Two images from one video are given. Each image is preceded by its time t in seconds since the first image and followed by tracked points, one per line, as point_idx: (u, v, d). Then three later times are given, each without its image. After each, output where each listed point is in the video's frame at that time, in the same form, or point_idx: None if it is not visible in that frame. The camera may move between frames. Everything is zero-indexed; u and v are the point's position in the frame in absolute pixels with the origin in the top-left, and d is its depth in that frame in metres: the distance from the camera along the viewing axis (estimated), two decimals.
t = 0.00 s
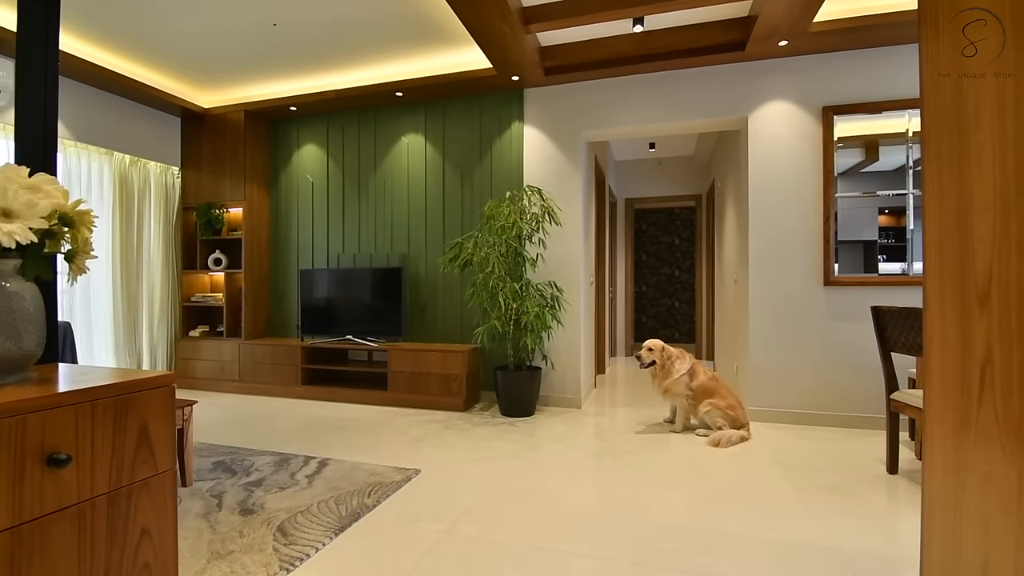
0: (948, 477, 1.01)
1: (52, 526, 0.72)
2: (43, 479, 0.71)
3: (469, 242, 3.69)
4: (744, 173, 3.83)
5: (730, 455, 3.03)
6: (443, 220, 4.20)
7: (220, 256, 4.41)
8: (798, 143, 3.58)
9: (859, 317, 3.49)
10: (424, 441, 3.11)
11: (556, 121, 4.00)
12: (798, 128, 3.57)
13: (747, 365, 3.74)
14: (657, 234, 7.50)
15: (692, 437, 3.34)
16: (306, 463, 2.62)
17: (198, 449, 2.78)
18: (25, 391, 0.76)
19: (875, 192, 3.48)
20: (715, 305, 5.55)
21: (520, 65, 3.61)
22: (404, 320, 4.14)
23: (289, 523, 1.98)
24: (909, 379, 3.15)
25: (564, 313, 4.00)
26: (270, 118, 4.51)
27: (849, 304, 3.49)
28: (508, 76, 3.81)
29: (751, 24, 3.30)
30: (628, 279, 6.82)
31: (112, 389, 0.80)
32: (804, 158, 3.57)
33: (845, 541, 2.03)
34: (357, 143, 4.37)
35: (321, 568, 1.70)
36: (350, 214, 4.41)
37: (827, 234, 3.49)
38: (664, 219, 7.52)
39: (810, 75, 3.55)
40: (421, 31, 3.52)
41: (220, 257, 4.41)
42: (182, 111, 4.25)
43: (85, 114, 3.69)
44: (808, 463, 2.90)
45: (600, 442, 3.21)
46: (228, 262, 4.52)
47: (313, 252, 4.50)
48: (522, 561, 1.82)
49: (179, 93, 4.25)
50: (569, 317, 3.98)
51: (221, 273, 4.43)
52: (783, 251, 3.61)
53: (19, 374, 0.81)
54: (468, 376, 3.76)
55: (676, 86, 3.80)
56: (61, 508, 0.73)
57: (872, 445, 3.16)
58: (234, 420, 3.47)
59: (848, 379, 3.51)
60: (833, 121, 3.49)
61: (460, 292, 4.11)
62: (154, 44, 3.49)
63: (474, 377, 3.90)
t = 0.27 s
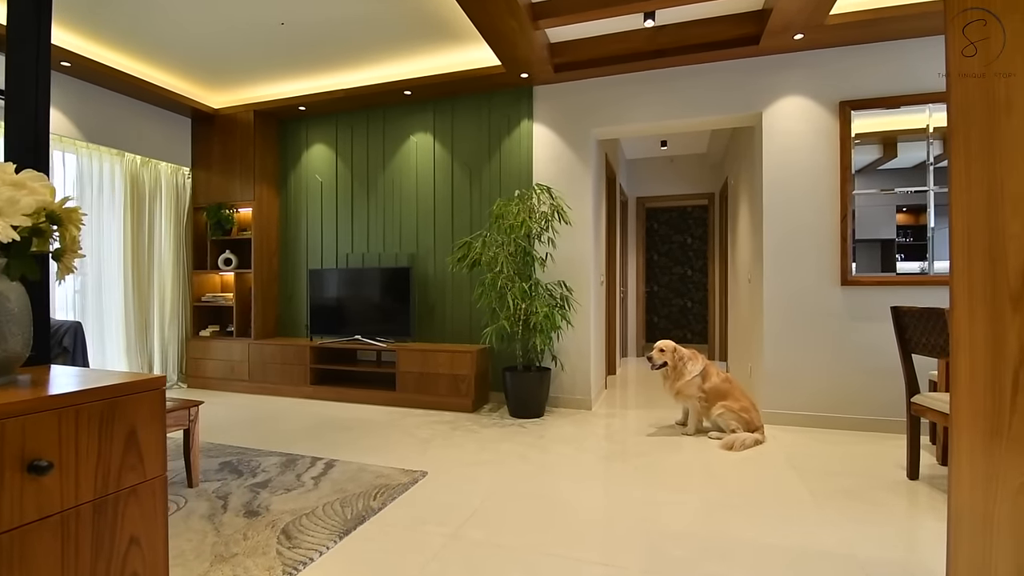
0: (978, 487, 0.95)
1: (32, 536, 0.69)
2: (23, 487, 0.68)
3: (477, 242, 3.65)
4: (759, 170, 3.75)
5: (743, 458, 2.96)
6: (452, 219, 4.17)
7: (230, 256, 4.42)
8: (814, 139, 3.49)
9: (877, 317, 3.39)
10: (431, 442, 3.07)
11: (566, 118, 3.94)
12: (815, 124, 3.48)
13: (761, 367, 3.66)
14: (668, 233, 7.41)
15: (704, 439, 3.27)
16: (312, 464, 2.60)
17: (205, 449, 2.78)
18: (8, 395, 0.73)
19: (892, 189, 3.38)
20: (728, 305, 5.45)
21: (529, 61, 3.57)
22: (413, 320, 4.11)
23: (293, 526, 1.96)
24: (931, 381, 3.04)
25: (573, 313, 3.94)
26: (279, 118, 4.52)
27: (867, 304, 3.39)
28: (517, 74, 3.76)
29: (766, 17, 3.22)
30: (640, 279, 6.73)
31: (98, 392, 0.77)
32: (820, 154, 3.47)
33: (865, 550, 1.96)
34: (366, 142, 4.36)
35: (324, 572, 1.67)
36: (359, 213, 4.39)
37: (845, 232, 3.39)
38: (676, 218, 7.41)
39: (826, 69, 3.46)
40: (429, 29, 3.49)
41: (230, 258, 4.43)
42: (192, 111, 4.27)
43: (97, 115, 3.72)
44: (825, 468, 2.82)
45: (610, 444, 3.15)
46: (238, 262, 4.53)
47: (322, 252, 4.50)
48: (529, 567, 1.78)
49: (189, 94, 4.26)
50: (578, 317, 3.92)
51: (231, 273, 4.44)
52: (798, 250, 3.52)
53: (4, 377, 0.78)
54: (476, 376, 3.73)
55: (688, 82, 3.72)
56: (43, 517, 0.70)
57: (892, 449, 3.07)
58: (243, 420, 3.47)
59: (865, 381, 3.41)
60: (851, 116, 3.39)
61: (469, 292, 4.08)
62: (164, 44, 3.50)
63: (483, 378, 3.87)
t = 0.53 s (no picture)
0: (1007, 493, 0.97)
1: (14, 546, 0.67)
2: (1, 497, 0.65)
3: (485, 241, 3.62)
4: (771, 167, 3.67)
5: (756, 462, 2.89)
6: (459, 219, 4.14)
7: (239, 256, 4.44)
8: (829, 135, 3.40)
9: (895, 318, 3.30)
10: (438, 444, 3.05)
11: (574, 116, 3.89)
12: (829, 120, 3.40)
13: (774, 368, 3.58)
14: (679, 232, 7.32)
15: (715, 442, 3.21)
16: (318, 465, 2.58)
17: (212, 450, 2.77)
18: None
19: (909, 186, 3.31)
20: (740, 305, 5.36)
21: (537, 59, 3.52)
22: (420, 320, 4.09)
23: (296, 528, 1.94)
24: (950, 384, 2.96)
25: (582, 314, 3.89)
26: (287, 118, 4.52)
27: (884, 305, 3.31)
28: (525, 71, 3.72)
29: (779, 11, 3.14)
30: (650, 278, 6.65)
31: (83, 396, 0.74)
32: (835, 151, 3.39)
33: (885, 559, 1.89)
34: (374, 142, 4.35)
35: None
36: (366, 213, 4.38)
37: (861, 230, 3.30)
38: (687, 217, 7.32)
39: (842, 64, 3.38)
40: (436, 27, 3.45)
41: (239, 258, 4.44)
42: (201, 112, 4.29)
43: (107, 116, 3.74)
44: (841, 472, 2.74)
45: (619, 447, 3.10)
46: (247, 262, 4.54)
47: (330, 252, 4.50)
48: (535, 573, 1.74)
49: (198, 95, 4.28)
50: (587, 317, 3.87)
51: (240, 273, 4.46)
52: (813, 249, 3.44)
53: None
54: (484, 377, 3.69)
55: (699, 78, 3.65)
56: (23, 527, 0.67)
57: (909, 453, 2.98)
58: (251, 420, 3.47)
59: (881, 383, 3.33)
60: (867, 112, 3.31)
61: (476, 292, 4.04)
62: (173, 45, 3.51)
63: (490, 379, 3.83)
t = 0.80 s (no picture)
0: None
1: None
2: None
3: (492, 240, 3.58)
4: (784, 165, 3.59)
5: (768, 466, 2.82)
6: (466, 218, 4.11)
7: (246, 257, 4.45)
8: (844, 131, 3.32)
9: (911, 319, 3.21)
10: (444, 445, 3.02)
11: (582, 114, 3.84)
12: (844, 116, 3.32)
13: (787, 370, 3.50)
14: (689, 231, 7.23)
15: (727, 446, 3.14)
16: (323, 467, 2.56)
17: (217, 450, 2.76)
18: None
19: (925, 184, 3.23)
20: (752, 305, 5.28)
21: (546, 56, 3.48)
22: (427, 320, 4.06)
23: (299, 531, 1.91)
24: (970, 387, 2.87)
25: (591, 314, 3.84)
26: (294, 118, 4.52)
27: (900, 305, 3.22)
28: (533, 69, 3.68)
29: (792, 4, 3.07)
30: (660, 278, 6.58)
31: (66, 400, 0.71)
32: (850, 147, 3.31)
33: (904, 568, 1.82)
34: (381, 141, 4.33)
35: None
36: (373, 213, 4.37)
37: (876, 228, 3.22)
38: (697, 216, 7.23)
39: (857, 58, 3.29)
40: (442, 24, 3.42)
41: (247, 258, 4.45)
42: (209, 112, 4.30)
43: (116, 117, 3.76)
44: (857, 477, 2.66)
45: (627, 450, 3.05)
46: (255, 262, 4.55)
47: (337, 252, 4.49)
48: None
49: (207, 95, 4.29)
50: (595, 317, 3.82)
51: (248, 273, 4.47)
52: (827, 248, 3.36)
53: None
54: (491, 378, 3.66)
55: (710, 74, 3.58)
56: None
57: (928, 457, 2.90)
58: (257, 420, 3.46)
59: (897, 385, 3.24)
60: (883, 108, 3.22)
61: (484, 292, 4.01)
62: (181, 45, 3.51)
63: (497, 380, 3.80)
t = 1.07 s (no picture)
0: None
1: None
2: None
3: (498, 240, 3.55)
4: (796, 162, 3.52)
5: (781, 470, 2.75)
6: (473, 217, 4.08)
7: (254, 257, 4.46)
8: (859, 127, 3.24)
9: (928, 320, 3.13)
10: (449, 447, 2.99)
11: (590, 112, 3.80)
12: (859, 112, 3.24)
13: (800, 372, 3.43)
14: (699, 230, 7.15)
15: (737, 449, 3.08)
16: (327, 468, 2.54)
17: (223, 451, 2.76)
18: None
19: (942, 181, 3.16)
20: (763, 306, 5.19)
21: (553, 53, 3.44)
22: (434, 320, 4.04)
23: (302, 534, 1.89)
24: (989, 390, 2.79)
25: (599, 314, 3.79)
26: (302, 118, 4.52)
27: (917, 305, 3.14)
28: (540, 66, 3.64)
29: None
30: (669, 278, 6.50)
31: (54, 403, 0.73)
32: (864, 144, 3.23)
33: None
34: (388, 140, 4.32)
35: None
36: (380, 213, 4.35)
37: (893, 227, 3.14)
38: (708, 215, 7.14)
39: (871, 53, 3.21)
40: (448, 22, 3.39)
41: (254, 258, 4.46)
42: (217, 112, 4.31)
43: (125, 118, 3.78)
44: (873, 482, 2.59)
45: (636, 452, 3.00)
46: (262, 262, 4.56)
47: (344, 252, 4.48)
48: None
49: (215, 96, 4.30)
50: (603, 317, 3.77)
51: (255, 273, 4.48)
52: (841, 247, 3.28)
53: None
54: (498, 378, 3.62)
55: (721, 70, 3.52)
56: None
57: (946, 462, 2.82)
58: (264, 420, 3.46)
59: (913, 388, 3.16)
60: (900, 103, 3.14)
61: (490, 291, 3.98)
62: (188, 46, 3.52)
63: (504, 381, 3.76)
